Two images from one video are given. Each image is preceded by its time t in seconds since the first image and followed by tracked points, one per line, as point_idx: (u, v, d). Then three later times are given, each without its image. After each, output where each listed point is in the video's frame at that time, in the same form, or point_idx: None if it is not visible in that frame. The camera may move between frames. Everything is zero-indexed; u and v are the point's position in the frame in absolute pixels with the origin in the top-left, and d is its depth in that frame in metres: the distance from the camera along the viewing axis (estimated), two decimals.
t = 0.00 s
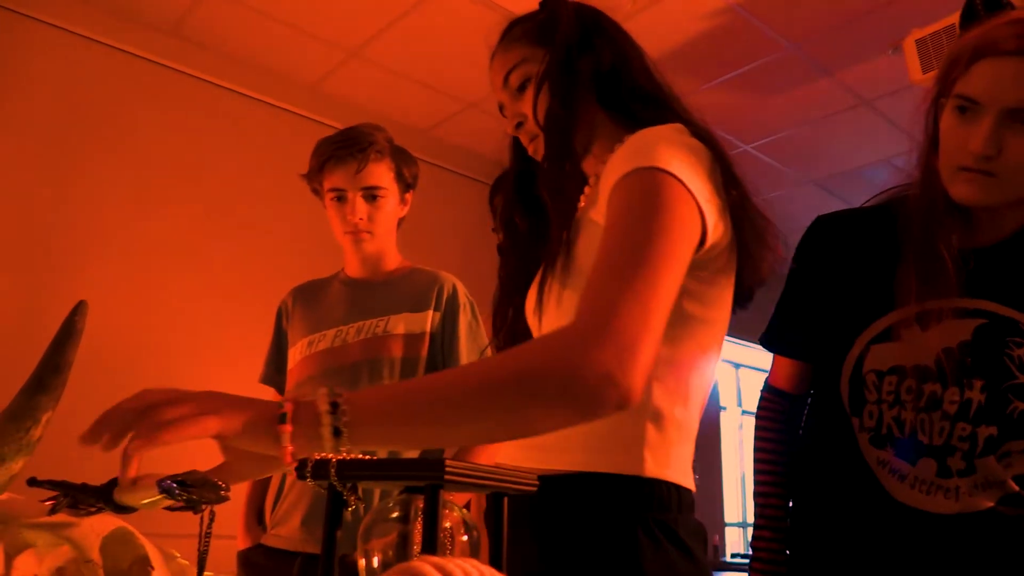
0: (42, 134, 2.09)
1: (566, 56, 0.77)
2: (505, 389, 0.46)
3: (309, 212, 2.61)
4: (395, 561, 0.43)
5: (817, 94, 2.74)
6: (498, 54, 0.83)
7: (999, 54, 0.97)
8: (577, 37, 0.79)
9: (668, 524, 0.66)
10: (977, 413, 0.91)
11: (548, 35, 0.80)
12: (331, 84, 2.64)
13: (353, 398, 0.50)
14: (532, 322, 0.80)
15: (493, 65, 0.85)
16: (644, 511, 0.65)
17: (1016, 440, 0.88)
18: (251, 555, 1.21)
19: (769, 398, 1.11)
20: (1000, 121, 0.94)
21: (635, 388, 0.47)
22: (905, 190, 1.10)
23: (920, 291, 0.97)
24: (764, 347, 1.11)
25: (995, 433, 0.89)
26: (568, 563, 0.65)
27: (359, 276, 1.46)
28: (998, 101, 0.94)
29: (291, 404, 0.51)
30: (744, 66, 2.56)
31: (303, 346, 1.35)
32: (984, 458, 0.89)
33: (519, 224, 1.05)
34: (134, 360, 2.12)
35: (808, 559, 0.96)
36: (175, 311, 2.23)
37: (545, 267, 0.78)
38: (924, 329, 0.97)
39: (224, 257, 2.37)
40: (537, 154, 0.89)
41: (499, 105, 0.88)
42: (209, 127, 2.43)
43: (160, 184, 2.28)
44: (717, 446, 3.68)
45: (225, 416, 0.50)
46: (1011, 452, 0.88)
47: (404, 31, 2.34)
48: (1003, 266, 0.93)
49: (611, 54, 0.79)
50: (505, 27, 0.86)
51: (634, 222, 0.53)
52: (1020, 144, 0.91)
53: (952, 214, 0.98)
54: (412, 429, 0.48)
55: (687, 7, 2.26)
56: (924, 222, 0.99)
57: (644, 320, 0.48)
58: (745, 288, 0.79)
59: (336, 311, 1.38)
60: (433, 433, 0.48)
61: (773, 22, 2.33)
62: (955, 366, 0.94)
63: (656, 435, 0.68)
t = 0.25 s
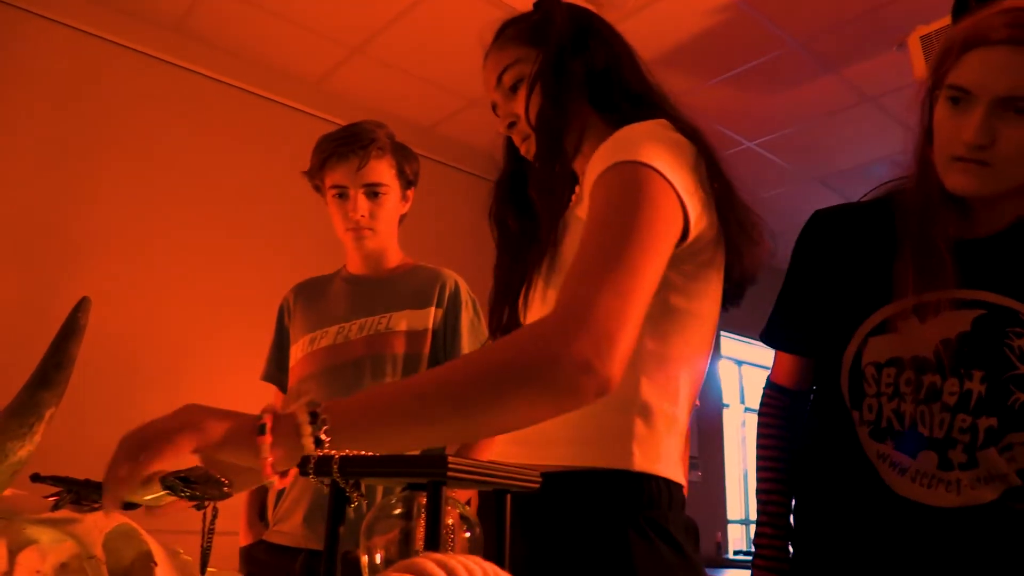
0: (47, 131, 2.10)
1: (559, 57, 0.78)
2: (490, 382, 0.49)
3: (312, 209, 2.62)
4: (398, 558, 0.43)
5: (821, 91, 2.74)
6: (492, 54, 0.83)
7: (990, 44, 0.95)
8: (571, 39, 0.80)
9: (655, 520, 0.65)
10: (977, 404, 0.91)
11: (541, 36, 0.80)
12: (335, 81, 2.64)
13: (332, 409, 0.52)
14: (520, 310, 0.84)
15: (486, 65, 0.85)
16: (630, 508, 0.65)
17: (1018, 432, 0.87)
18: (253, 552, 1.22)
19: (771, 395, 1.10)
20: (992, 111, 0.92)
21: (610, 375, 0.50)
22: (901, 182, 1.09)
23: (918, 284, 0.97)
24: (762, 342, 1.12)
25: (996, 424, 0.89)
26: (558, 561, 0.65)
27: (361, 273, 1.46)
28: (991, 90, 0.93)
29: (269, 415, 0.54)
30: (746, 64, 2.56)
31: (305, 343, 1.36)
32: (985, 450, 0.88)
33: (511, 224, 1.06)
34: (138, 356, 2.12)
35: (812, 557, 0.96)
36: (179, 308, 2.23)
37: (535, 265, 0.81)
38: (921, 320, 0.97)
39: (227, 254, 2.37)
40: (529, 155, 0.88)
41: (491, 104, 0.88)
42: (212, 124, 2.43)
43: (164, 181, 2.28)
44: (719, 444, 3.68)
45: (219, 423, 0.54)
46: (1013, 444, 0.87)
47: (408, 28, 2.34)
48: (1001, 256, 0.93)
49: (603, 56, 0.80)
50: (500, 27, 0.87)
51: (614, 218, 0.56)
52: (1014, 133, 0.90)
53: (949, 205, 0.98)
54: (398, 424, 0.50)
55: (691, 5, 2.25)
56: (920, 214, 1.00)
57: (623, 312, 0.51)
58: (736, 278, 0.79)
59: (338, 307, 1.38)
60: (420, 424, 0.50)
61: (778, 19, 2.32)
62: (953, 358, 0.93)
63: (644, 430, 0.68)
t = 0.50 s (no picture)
0: (49, 132, 2.10)
1: (555, 55, 0.78)
2: (476, 365, 0.49)
3: (315, 207, 2.62)
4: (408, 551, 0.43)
5: (821, 85, 2.73)
6: (489, 52, 0.84)
7: (972, 28, 0.95)
8: (567, 37, 0.80)
9: (657, 513, 0.65)
10: (974, 386, 0.92)
11: (537, 34, 0.80)
12: (336, 79, 2.64)
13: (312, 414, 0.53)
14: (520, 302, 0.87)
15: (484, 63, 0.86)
16: (632, 502, 0.65)
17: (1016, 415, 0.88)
18: (260, 550, 1.22)
19: (777, 388, 1.10)
20: (976, 92, 0.92)
21: (587, 356, 0.50)
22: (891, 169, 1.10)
23: (910, 268, 0.98)
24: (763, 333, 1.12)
25: (993, 406, 0.90)
26: (563, 555, 0.66)
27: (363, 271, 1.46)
28: (974, 71, 0.92)
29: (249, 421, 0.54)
30: (747, 58, 2.56)
31: (309, 341, 1.36)
32: (984, 433, 0.89)
33: (510, 220, 1.05)
34: (142, 356, 2.13)
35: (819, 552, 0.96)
36: (183, 308, 2.24)
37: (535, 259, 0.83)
38: (915, 304, 0.98)
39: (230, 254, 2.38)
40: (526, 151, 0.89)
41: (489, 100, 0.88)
42: (214, 124, 2.43)
43: (166, 182, 2.29)
44: (724, 439, 3.69)
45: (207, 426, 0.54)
46: (1014, 428, 0.88)
47: (409, 26, 2.34)
48: (994, 240, 0.94)
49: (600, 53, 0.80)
50: (498, 23, 0.87)
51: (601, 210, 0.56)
52: (999, 113, 0.90)
53: (940, 189, 0.99)
54: (387, 413, 0.51)
55: None
56: (912, 199, 1.00)
57: (601, 298, 0.51)
58: (730, 270, 0.79)
59: (341, 305, 1.38)
60: (408, 414, 0.51)
61: (779, 13, 2.32)
62: (948, 341, 0.94)
63: (643, 424, 0.68)
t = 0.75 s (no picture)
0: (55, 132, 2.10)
1: (561, 52, 0.78)
2: (479, 362, 0.49)
3: (321, 205, 2.62)
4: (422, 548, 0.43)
5: (826, 80, 2.73)
6: (495, 49, 0.83)
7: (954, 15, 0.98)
8: (572, 32, 0.79)
9: (666, 510, 0.65)
10: (975, 368, 0.93)
11: (542, 29, 0.80)
12: (341, 76, 2.64)
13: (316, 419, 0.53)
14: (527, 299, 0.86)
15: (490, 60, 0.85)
16: (640, 497, 0.65)
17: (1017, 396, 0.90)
18: (269, 546, 1.23)
19: (783, 383, 1.10)
20: (962, 76, 0.95)
21: (589, 346, 0.50)
22: (885, 161, 1.13)
23: (905, 253, 1.00)
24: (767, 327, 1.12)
25: (993, 388, 0.92)
26: (574, 549, 0.66)
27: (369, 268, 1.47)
28: (959, 56, 0.95)
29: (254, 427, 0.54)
30: (753, 53, 2.55)
31: (316, 338, 1.36)
32: (988, 416, 0.91)
33: (518, 216, 1.05)
34: (150, 355, 2.14)
35: (831, 550, 0.96)
36: (190, 306, 2.24)
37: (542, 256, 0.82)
38: (913, 289, 0.99)
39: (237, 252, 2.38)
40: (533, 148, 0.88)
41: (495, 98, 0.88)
42: (220, 122, 2.43)
43: (172, 180, 2.29)
44: (731, 434, 3.68)
45: (210, 434, 0.52)
46: (1018, 410, 0.90)
47: (414, 23, 2.34)
48: (989, 223, 0.96)
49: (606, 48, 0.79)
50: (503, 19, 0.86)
51: (607, 206, 0.56)
52: (986, 96, 0.92)
53: (933, 176, 1.02)
54: (391, 410, 0.51)
55: None
56: (906, 188, 1.03)
57: (602, 291, 0.51)
58: (736, 265, 0.79)
59: (349, 302, 1.38)
60: (411, 412, 0.51)
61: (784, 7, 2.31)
62: (946, 324, 0.96)
63: (651, 418, 0.68)
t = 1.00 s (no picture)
0: (71, 132, 2.12)
1: (573, 48, 0.76)
2: (499, 367, 0.49)
3: (335, 203, 2.62)
4: (440, 555, 0.42)
5: (843, 74, 2.70)
6: (508, 47, 0.82)
7: (956, 3, 0.99)
8: (585, 28, 0.78)
9: (686, 512, 0.64)
10: (994, 357, 0.92)
11: (555, 26, 0.79)
12: (355, 75, 2.64)
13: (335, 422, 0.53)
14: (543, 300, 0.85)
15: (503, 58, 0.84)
16: (660, 498, 0.64)
17: None
18: (284, 546, 1.23)
19: (800, 384, 1.10)
20: (968, 64, 0.95)
21: (611, 346, 0.50)
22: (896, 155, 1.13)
23: (917, 243, 1.00)
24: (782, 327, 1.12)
25: (1013, 376, 0.90)
26: (591, 552, 0.65)
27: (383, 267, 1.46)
28: (964, 45, 0.96)
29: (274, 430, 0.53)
30: (770, 47, 2.52)
31: (330, 338, 1.36)
32: (1008, 405, 0.90)
33: (532, 214, 1.04)
34: (167, 353, 2.15)
35: (851, 550, 0.95)
36: (205, 304, 2.25)
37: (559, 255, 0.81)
38: (927, 279, 0.99)
39: (252, 251, 2.39)
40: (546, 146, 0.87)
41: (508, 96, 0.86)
42: (234, 121, 2.43)
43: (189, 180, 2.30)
44: (748, 431, 3.66)
45: (238, 441, 0.51)
46: None
47: (428, 21, 2.33)
48: (1003, 209, 0.96)
49: (620, 44, 0.78)
50: (516, 17, 0.85)
51: (625, 203, 0.55)
52: (992, 82, 0.93)
53: (943, 166, 1.02)
54: (409, 414, 0.51)
55: None
56: (917, 179, 1.03)
57: (624, 291, 0.51)
58: (754, 262, 0.77)
59: (362, 302, 1.38)
60: (430, 415, 0.50)
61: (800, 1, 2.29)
62: (962, 313, 0.95)
63: (669, 417, 0.67)
